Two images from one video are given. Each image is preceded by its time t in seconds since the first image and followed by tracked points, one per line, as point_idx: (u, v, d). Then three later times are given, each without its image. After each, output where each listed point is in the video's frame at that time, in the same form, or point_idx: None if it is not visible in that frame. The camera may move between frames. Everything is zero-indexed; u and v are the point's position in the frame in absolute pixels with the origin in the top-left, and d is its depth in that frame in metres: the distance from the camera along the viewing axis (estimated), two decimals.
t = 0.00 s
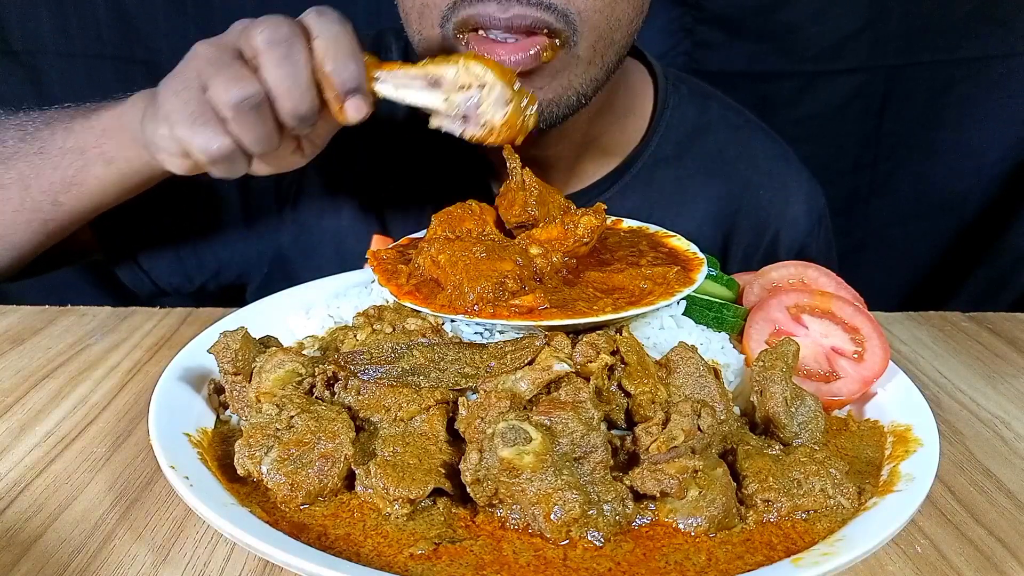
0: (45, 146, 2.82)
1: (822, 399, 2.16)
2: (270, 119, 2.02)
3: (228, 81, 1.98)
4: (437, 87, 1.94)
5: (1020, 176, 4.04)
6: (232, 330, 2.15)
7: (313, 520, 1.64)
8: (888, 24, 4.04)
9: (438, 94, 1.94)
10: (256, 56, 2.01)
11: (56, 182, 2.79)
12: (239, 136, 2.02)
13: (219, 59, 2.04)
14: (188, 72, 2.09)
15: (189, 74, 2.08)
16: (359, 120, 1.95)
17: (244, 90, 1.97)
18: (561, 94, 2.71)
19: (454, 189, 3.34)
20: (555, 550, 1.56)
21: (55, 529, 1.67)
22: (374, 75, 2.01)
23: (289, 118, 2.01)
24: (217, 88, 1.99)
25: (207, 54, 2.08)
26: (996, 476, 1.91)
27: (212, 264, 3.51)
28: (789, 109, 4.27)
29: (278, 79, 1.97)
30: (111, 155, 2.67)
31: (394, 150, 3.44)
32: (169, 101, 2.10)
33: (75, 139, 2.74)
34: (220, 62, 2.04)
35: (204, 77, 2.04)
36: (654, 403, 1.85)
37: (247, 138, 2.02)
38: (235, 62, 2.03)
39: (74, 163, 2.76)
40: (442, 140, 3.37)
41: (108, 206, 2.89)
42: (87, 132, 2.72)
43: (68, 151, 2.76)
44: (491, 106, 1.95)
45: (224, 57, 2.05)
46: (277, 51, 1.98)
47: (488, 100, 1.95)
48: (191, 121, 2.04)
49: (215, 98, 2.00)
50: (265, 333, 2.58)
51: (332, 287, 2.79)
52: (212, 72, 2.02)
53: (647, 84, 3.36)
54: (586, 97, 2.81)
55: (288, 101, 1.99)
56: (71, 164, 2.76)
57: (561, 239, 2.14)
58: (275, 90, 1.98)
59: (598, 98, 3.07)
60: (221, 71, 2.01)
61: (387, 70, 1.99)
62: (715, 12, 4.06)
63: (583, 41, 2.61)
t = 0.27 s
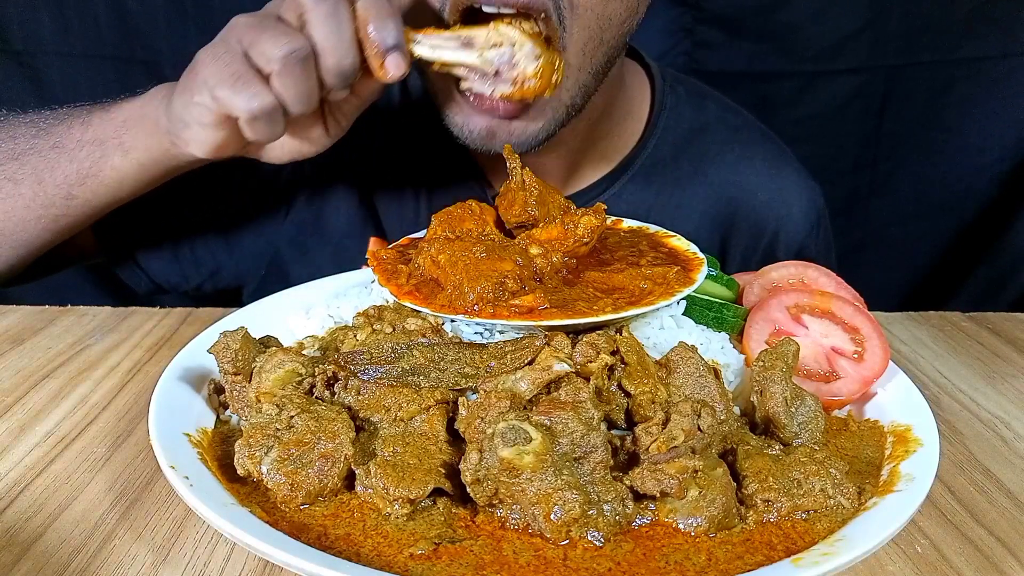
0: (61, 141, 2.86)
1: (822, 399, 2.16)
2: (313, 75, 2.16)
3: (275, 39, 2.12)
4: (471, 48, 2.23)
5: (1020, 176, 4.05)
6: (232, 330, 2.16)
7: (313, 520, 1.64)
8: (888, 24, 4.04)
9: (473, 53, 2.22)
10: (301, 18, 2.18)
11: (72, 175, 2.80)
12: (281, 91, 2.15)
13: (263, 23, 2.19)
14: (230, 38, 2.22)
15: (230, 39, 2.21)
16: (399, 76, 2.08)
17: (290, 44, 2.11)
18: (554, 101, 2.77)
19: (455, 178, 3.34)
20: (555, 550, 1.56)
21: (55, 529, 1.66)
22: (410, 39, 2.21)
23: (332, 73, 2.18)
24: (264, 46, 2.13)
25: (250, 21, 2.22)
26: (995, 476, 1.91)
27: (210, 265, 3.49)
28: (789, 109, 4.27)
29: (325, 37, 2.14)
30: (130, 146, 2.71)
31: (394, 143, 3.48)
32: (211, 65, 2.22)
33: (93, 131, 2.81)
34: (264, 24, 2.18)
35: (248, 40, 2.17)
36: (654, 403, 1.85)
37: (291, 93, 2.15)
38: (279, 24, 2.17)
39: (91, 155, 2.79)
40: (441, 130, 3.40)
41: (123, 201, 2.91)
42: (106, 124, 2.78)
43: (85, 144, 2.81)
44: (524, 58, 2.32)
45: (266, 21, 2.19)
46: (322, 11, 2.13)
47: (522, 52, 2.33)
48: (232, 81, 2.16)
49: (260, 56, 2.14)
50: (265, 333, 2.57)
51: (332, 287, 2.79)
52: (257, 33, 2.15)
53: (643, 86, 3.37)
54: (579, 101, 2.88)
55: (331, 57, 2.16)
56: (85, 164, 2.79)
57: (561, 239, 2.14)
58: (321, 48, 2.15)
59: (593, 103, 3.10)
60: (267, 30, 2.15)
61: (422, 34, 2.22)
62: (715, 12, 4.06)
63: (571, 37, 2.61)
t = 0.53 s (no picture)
0: (58, 142, 2.88)
1: (822, 399, 2.16)
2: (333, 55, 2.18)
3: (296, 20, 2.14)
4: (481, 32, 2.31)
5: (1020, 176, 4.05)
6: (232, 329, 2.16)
7: (313, 520, 1.64)
8: (889, 24, 4.04)
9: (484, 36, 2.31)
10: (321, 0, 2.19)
11: (67, 176, 2.81)
12: (300, 69, 2.17)
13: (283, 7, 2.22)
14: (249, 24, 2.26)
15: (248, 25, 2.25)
16: (416, 58, 2.10)
17: (310, 21, 2.12)
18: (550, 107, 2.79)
19: (455, 177, 3.34)
20: (555, 551, 1.56)
21: (55, 529, 1.66)
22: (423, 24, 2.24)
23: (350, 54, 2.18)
24: (285, 27, 2.15)
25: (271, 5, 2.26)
26: (996, 476, 1.91)
27: (206, 267, 3.47)
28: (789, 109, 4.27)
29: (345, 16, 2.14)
30: (127, 146, 2.73)
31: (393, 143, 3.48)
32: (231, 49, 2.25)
33: (91, 133, 2.83)
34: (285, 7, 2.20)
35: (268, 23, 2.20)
36: (654, 403, 1.85)
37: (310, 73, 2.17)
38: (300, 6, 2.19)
39: (88, 156, 2.81)
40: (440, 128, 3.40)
41: (116, 205, 2.90)
42: (105, 125, 2.82)
43: (83, 145, 2.83)
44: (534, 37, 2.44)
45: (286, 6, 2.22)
46: None
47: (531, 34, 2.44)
48: (254, 62, 2.19)
49: (281, 37, 2.16)
50: (265, 333, 2.57)
51: (332, 287, 2.79)
52: (277, 16, 2.18)
53: (640, 87, 3.38)
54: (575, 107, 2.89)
55: (350, 35, 2.15)
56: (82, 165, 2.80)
57: (561, 240, 2.14)
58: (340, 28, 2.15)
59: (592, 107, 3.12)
60: (288, 13, 2.17)
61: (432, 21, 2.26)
62: (716, 12, 4.06)
63: (585, 28, 2.67)
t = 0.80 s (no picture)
0: (56, 146, 2.87)
1: (822, 399, 2.16)
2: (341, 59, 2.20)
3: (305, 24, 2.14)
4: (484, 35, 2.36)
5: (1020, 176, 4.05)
6: (233, 330, 2.16)
7: (313, 520, 1.64)
8: (889, 24, 4.04)
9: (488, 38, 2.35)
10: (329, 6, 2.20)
11: (65, 180, 2.81)
12: (313, 74, 2.17)
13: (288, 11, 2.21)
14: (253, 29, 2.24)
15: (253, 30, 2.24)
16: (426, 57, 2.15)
17: (321, 25, 2.13)
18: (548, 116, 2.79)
19: (455, 179, 3.34)
20: (555, 550, 1.56)
21: (55, 529, 1.67)
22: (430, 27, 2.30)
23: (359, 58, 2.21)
24: (293, 31, 2.15)
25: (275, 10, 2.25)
26: (995, 476, 1.91)
27: (207, 269, 3.49)
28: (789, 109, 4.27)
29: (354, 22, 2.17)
30: (127, 151, 2.73)
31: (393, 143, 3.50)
32: (237, 54, 2.24)
33: (89, 137, 2.82)
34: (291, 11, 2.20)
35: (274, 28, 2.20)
36: (654, 403, 1.85)
37: (320, 77, 2.18)
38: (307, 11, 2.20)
39: (86, 160, 2.80)
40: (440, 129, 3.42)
41: (115, 209, 2.91)
42: (102, 130, 2.80)
43: (81, 149, 2.82)
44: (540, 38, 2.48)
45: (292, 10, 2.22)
46: None
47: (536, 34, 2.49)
48: (265, 68, 2.18)
49: (291, 42, 2.16)
50: (266, 333, 2.57)
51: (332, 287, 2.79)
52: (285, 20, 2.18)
53: (645, 90, 3.35)
54: (575, 114, 2.88)
55: (360, 40, 2.19)
56: (80, 168, 2.80)
57: (561, 239, 2.14)
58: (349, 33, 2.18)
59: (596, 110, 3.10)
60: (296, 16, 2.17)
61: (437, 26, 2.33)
62: (716, 12, 4.06)
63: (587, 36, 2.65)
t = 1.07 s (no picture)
0: (58, 147, 2.85)
1: (822, 399, 2.16)
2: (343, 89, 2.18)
3: (308, 54, 2.09)
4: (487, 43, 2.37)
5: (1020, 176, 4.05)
6: (233, 330, 2.16)
7: (313, 520, 1.64)
8: (889, 24, 4.03)
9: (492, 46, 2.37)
10: (330, 31, 2.16)
11: (67, 183, 2.81)
12: (316, 108, 2.16)
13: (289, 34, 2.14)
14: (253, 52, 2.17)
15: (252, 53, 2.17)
16: (434, 83, 2.17)
17: (326, 60, 2.10)
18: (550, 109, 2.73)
19: (455, 180, 3.34)
20: (555, 550, 1.56)
21: (56, 528, 1.67)
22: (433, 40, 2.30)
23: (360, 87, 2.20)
24: (296, 61, 2.10)
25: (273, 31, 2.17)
26: (996, 476, 1.91)
27: (208, 268, 3.49)
28: (789, 109, 4.27)
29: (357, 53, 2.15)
30: (130, 156, 2.73)
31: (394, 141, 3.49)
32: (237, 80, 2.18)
33: (89, 140, 2.81)
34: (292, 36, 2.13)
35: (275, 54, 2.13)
36: (654, 403, 1.85)
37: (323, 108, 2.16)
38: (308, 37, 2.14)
39: (88, 164, 2.80)
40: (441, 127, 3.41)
41: (117, 210, 2.91)
42: (103, 134, 2.79)
43: (82, 152, 2.82)
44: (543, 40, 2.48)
45: (291, 33, 2.15)
46: (356, 26, 2.14)
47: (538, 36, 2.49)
48: (268, 99, 2.15)
49: (293, 72, 2.12)
50: (266, 333, 2.57)
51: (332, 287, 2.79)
52: (287, 47, 2.11)
53: (647, 89, 3.35)
54: (576, 108, 2.83)
55: (363, 73, 2.18)
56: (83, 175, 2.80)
57: (561, 240, 2.14)
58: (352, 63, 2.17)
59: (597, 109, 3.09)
60: (298, 44, 2.11)
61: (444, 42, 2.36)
62: (716, 12, 4.06)
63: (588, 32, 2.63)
